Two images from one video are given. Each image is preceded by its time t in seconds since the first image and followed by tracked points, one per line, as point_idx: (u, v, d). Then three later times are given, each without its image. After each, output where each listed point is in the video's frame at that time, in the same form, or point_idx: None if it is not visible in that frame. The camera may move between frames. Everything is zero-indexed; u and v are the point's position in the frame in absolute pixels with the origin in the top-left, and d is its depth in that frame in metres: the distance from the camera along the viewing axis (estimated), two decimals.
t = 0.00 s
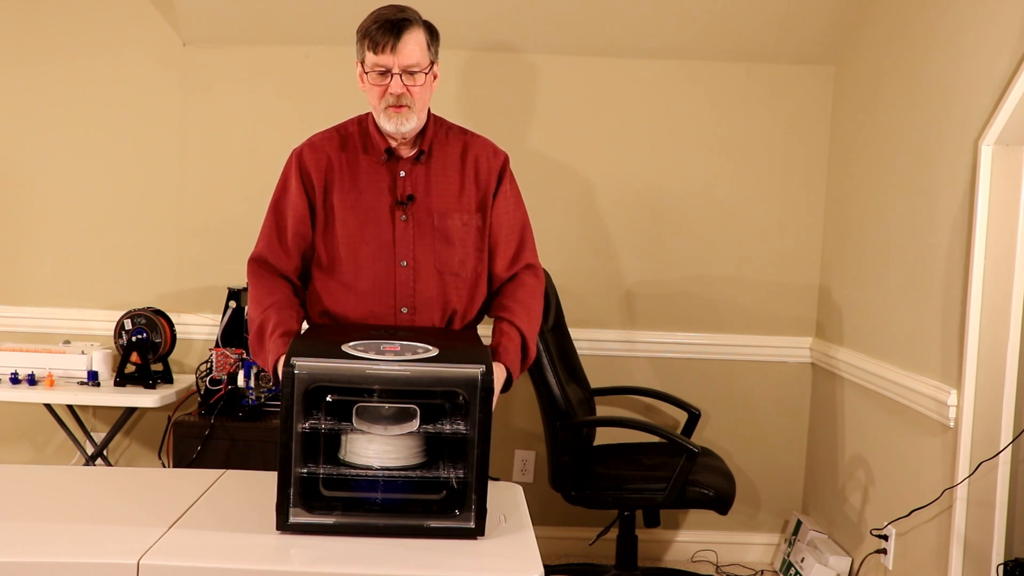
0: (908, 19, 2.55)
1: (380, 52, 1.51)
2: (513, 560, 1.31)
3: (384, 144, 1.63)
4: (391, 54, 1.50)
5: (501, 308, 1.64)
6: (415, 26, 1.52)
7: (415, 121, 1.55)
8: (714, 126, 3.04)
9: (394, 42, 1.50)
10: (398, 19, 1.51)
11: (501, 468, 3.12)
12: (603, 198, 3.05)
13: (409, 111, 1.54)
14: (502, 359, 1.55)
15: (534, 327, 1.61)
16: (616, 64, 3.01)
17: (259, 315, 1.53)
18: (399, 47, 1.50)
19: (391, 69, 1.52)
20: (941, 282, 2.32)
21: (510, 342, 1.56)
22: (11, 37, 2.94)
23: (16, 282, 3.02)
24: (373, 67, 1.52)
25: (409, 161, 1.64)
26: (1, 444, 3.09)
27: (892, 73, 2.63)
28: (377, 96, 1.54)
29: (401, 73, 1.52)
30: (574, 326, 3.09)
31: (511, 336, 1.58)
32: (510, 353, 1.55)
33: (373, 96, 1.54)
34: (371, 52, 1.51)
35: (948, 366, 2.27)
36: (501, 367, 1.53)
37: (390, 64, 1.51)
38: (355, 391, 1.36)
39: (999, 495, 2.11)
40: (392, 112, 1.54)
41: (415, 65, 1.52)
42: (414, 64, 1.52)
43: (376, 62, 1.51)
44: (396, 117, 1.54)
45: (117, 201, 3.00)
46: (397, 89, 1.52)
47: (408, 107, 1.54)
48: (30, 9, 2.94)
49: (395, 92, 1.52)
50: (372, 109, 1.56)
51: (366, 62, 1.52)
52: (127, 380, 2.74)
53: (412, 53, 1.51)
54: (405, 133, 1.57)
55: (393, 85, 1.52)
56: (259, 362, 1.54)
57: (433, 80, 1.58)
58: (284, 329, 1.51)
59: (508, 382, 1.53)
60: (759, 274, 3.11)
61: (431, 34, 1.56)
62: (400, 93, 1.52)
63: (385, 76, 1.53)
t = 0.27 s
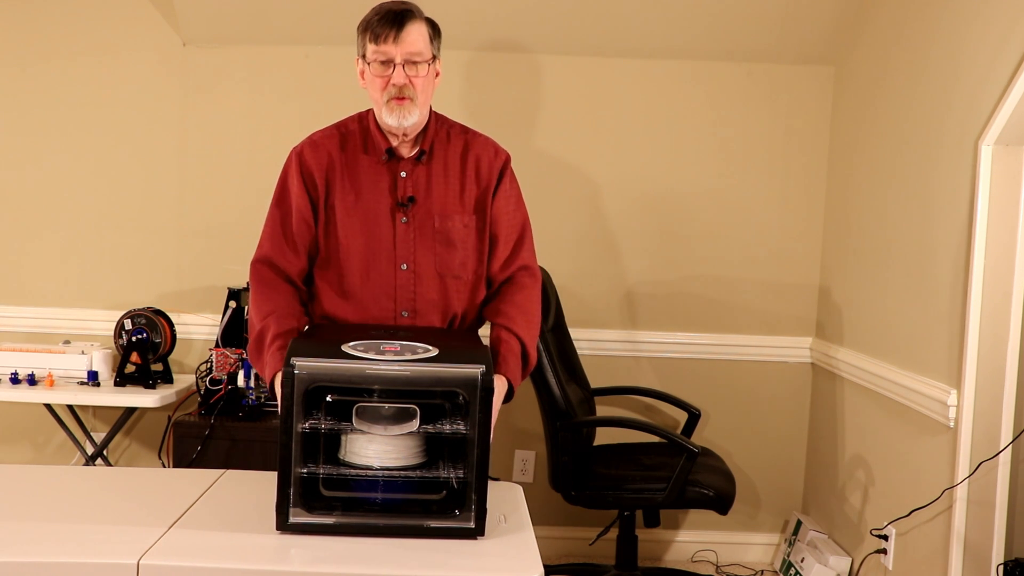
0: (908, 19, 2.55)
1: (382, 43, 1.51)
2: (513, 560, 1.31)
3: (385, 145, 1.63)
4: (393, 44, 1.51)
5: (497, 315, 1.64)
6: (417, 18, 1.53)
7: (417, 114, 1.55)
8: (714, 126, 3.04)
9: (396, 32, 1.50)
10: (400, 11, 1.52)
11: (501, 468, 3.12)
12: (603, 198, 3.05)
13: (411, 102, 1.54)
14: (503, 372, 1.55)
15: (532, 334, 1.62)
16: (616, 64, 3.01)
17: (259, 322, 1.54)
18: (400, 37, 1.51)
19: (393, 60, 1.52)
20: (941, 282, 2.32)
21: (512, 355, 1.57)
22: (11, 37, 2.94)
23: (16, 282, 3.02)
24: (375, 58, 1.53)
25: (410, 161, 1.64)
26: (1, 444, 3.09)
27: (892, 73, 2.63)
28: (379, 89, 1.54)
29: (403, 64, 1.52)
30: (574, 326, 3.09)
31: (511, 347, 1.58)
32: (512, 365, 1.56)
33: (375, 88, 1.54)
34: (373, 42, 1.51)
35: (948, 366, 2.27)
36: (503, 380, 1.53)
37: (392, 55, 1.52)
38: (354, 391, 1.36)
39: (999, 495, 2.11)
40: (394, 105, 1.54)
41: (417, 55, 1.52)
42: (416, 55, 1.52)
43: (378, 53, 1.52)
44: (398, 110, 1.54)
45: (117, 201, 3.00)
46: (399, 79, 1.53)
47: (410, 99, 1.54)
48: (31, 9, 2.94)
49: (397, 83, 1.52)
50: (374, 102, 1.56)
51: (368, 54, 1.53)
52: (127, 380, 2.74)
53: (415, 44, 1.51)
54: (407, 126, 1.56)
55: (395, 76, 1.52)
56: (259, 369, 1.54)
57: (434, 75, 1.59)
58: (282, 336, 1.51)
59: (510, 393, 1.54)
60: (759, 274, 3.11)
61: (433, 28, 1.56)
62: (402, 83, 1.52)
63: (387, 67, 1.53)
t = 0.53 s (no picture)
0: (908, 19, 2.55)
1: (385, 29, 1.54)
2: (513, 560, 1.31)
3: (387, 144, 1.63)
4: (396, 29, 1.54)
5: (496, 321, 1.63)
6: (420, 9, 1.56)
7: (419, 100, 1.55)
8: (714, 126, 3.04)
9: (398, 19, 1.54)
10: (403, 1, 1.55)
11: (501, 468, 3.12)
12: (603, 198, 3.05)
13: (413, 89, 1.55)
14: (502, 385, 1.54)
15: (531, 341, 1.61)
16: (616, 64, 3.01)
17: (259, 323, 1.54)
18: (403, 22, 1.54)
19: (395, 45, 1.54)
20: (941, 281, 2.32)
21: (511, 368, 1.56)
22: (12, 38, 2.94)
23: (16, 282, 3.02)
24: (378, 46, 1.55)
25: (412, 161, 1.64)
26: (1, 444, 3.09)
27: (893, 73, 2.63)
28: (381, 76, 1.55)
29: (406, 49, 1.54)
30: (574, 326, 3.09)
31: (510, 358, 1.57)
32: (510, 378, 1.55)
33: (378, 76, 1.56)
34: (376, 30, 1.54)
35: (948, 366, 2.27)
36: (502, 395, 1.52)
37: (395, 41, 1.54)
38: (355, 391, 1.36)
39: (999, 495, 2.11)
40: (396, 92, 1.55)
41: (419, 41, 1.55)
42: (419, 40, 1.55)
43: (381, 40, 1.54)
44: (400, 95, 1.54)
45: (117, 201, 3.00)
46: (401, 64, 1.54)
47: (413, 85, 1.55)
48: (31, 9, 2.94)
49: (400, 68, 1.54)
50: (377, 93, 1.57)
51: (371, 42, 1.56)
52: (127, 380, 2.74)
53: (417, 30, 1.54)
54: (410, 114, 1.56)
55: (398, 62, 1.54)
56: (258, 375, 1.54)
57: (436, 68, 1.60)
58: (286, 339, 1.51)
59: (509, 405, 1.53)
60: (759, 274, 3.11)
61: (436, 23, 1.60)
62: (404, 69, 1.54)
63: (389, 54, 1.55)
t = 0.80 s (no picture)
0: (908, 18, 2.55)
1: (384, 25, 1.54)
2: (513, 560, 1.31)
3: (387, 144, 1.63)
4: (395, 25, 1.54)
5: (496, 324, 1.63)
6: (419, 5, 1.57)
7: (420, 97, 1.55)
8: (714, 126, 3.05)
9: (397, 15, 1.54)
10: None
11: (501, 468, 3.12)
12: (603, 198, 3.05)
13: (414, 85, 1.55)
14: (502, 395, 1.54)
15: (531, 346, 1.61)
16: (616, 64, 3.01)
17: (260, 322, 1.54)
18: (402, 18, 1.54)
19: (395, 41, 1.55)
20: (941, 281, 2.32)
21: (512, 376, 1.55)
22: (12, 38, 2.94)
23: (16, 282, 3.02)
24: (377, 42, 1.55)
25: (412, 161, 1.64)
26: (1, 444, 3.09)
27: (893, 73, 2.63)
28: (382, 73, 1.55)
29: (405, 45, 1.54)
30: (574, 326, 3.09)
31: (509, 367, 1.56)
32: (511, 388, 1.55)
33: (378, 73, 1.56)
34: (375, 26, 1.55)
35: (948, 366, 2.27)
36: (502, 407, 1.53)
37: (394, 37, 1.54)
38: (354, 391, 1.36)
39: (999, 495, 2.11)
40: (397, 88, 1.54)
41: (419, 37, 1.55)
42: (418, 36, 1.55)
43: (380, 36, 1.55)
44: (401, 92, 1.54)
45: (117, 201, 3.00)
46: (401, 60, 1.54)
47: (413, 81, 1.55)
48: (31, 9, 2.94)
49: (400, 64, 1.54)
50: (377, 90, 1.56)
51: (371, 39, 1.56)
52: (127, 380, 2.74)
53: (416, 25, 1.54)
54: (411, 111, 1.56)
55: (397, 57, 1.54)
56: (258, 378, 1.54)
57: (437, 64, 1.60)
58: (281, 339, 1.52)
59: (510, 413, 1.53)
60: (759, 274, 3.11)
61: (435, 20, 1.60)
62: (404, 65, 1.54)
63: (389, 50, 1.55)
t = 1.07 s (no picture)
0: (908, 18, 2.55)
1: (382, 24, 1.54)
2: (513, 560, 1.31)
3: (386, 143, 1.63)
4: (393, 24, 1.54)
5: (497, 325, 1.63)
6: (417, 5, 1.57)
7: (419, 96, 1.55)
8: (715, 126, 3.05)
9: (396, 13, 1.54)
10: None
11: (501, 468, 3.12)
12: (603, 198, 3.05)
13: (412, 84, 1.54)
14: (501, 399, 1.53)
15: (530, 349, 1.60)
16: (616, 64, 3.01)
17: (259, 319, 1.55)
18: (401, 17, 1.54)
19: (393, 40, 1.55)
20: (941, 281, 2.32)
21: (510, 379, 1.55)
22: (12, 38, 2.94)
23: (16, 282, 3.02)
24: (375, 41, 1.55)
25: (412, 161, 1.64)
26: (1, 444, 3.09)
27: (893, 73, 2.63)
28: (380, 72, 1.55)
29: (403, 44, 1.54)
30: (575, 326, 3.09)
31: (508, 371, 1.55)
32: (510, 392, 1.54)
33: (377, 73, 1.55)
34: (374, 25, 1.55)
35: (948, 365, 2.27)
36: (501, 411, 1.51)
37: (393, 36, 1.54)
38: (354, 390, 1.36)
39: (999, 495, 2.11)
40: (396, 87, 1.54)
41: (417, 36, 1.55)
42: (417, 35, 1.55)
43: (378, 35, 1.55)
44: (399, 92, 1.54)
45: (117, 201, 3.00)
46: (400, 59, 1.54)
47: (412, 80, 1.54)
48: (31, 9, 2.94)
49: (398, 63, 1.54)
50: (376, 89, 1.56)
51: (369, 38, 1.56)
52: (127, 380, 2.74)
53: (415, 24, 1.55)
54: (410, 110, 1.55)
55: (396, 56, 1.54)
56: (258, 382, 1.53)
57: (435, 64, 1.60)
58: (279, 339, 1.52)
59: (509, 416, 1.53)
60: (759, 274, 3.11)
61: (434, 19, 1.61)
62: (403, 63, 1.54)
63: (388, 49, 1.55)
